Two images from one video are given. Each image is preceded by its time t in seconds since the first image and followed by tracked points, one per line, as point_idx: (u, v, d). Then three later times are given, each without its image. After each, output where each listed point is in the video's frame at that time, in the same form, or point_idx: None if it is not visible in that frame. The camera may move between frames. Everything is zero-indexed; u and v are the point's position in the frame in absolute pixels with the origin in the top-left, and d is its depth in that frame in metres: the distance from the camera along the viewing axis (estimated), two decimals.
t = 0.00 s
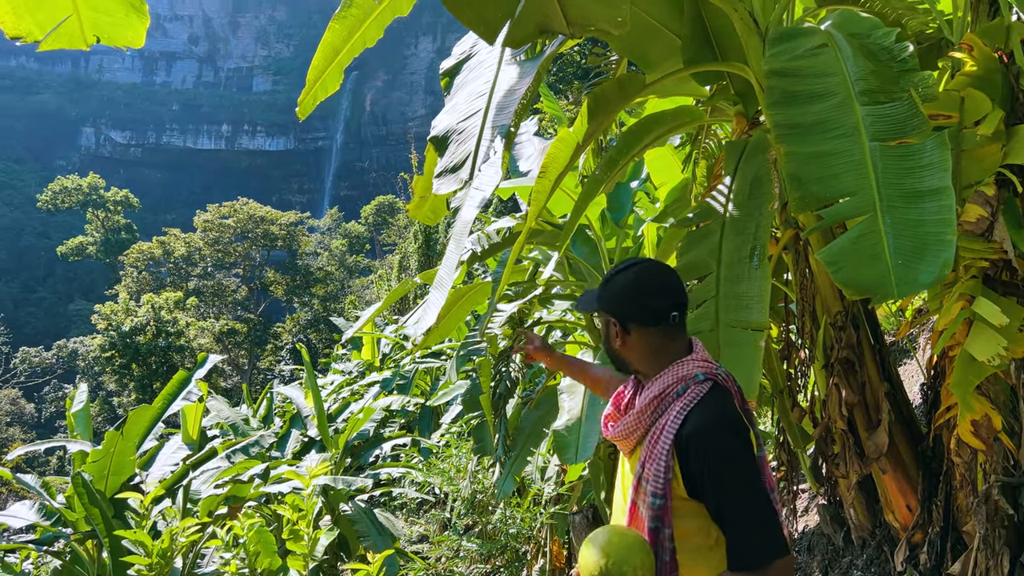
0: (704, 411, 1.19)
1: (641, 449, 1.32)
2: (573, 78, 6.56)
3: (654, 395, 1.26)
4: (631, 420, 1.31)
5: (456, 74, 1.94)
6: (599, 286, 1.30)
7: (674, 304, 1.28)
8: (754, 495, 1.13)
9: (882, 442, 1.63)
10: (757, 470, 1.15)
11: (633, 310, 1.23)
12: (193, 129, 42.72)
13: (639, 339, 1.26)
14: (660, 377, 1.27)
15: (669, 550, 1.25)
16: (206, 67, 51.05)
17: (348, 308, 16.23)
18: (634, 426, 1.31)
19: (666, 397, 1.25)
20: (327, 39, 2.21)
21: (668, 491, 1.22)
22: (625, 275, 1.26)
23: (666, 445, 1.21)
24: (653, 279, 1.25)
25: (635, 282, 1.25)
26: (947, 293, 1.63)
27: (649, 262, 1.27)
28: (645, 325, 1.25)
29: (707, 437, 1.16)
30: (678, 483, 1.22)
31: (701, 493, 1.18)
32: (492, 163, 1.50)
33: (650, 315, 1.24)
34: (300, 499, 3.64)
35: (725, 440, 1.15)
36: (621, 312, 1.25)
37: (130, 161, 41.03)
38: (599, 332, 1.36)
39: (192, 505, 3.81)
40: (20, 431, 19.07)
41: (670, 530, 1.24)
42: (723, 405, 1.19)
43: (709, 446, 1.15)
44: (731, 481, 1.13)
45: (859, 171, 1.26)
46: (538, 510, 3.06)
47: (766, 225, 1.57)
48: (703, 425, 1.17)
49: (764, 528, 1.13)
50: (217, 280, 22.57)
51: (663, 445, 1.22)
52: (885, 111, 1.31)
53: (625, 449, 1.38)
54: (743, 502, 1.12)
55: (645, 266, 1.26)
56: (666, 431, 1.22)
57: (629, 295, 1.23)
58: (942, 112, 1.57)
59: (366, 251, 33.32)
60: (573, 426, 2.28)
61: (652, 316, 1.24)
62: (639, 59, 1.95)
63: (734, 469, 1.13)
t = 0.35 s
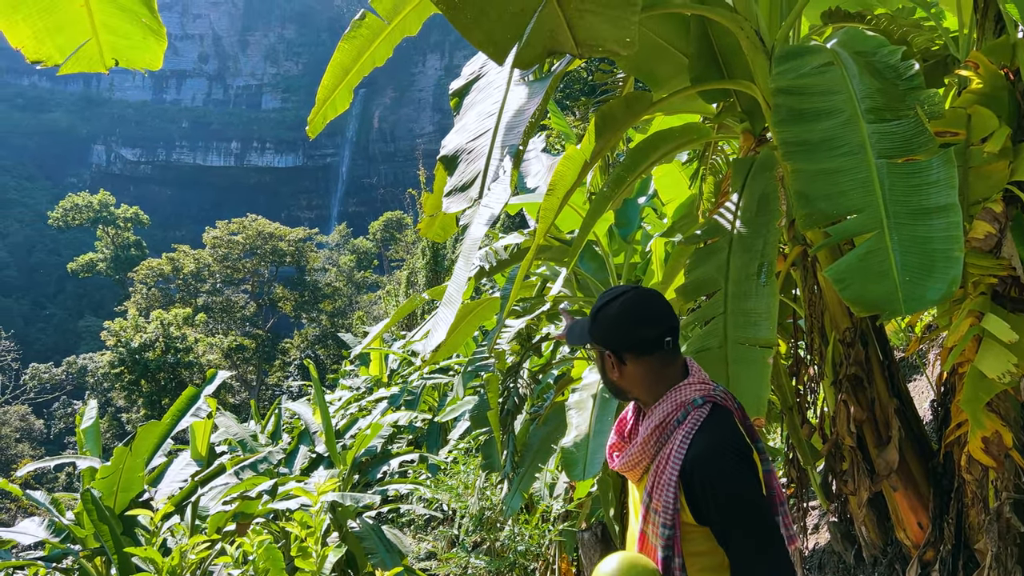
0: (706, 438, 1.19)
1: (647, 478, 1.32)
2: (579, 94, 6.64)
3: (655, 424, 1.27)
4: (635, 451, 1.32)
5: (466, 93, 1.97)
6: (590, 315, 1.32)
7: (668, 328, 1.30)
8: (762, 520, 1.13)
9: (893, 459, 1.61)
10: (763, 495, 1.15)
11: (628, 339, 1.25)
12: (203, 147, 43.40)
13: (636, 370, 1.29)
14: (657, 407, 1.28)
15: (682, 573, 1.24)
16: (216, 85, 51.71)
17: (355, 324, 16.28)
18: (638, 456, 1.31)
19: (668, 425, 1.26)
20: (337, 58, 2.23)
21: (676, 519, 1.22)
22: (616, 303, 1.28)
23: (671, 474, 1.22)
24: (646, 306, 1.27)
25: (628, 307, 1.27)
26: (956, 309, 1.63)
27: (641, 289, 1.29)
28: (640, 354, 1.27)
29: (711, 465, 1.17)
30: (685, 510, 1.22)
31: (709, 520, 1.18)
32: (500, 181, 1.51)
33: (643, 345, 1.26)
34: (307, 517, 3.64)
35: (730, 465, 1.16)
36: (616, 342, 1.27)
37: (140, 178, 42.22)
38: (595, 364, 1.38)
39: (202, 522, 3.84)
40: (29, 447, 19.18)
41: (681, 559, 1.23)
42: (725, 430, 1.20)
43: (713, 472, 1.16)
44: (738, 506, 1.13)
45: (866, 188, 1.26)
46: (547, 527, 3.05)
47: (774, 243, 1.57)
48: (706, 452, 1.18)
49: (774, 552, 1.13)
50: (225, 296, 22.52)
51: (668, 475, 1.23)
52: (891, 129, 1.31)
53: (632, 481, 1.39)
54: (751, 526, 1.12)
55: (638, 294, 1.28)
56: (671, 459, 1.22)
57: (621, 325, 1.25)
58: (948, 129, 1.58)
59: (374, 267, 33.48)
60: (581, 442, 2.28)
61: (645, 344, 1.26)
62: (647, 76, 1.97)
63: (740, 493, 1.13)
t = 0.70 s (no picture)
0: (710, 458, 1.19)
1: (654, 500, 1.32)
2: (586, 109, 6.68)
3: (659, 446, 1.28)
4: (641, 473, 1.32)
5: (473, 108, 1.99)
6: (589, 339, 1.34)
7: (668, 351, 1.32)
8: (770, 540, 1.12)
9: (903, 476, 1.59)
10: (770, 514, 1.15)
11: (628, 362, 1.27)
12: (212, 162, 43.76)
13: (637, 392, 1.30)
14: (658, 429, 1.29)
15: None
16: (226, 101, 52.28)
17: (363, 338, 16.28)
18: (643, 479, 1.32)
19: (672, 447, 1.27)
20: (345, 73, 2.25)
21: (681, 540, 1.22)
22: (616, 325, 1.31)
23: (675, 495, 1.22)
24: (645, 329, 1.29)
25: (628, 330, 1.29)
26: (967, 324, 1.61)
27: (638, 311, 1.31)
28: (641, 377, 1.29)
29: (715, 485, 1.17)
30: (689, 531, 1.22)
31: (714, 540, 1.18)
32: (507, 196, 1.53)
33: (643, 367, 1.27)
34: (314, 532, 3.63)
35: (735, 484, 1.15)
36: (616, 364, 1.28)
37: (150, 193, 42.87)
38: (596, 387, 1.39)
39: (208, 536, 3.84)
40: (37, 461, 19.22)
41: None
42: (728, 449, 1.20)
43: (717, 493, 1.16)
44: (742, 526, 1.12)
45: (872, 203, 1.26)
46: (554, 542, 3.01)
47: (783, 257, 1.56)
48: (710, 473, 1.18)
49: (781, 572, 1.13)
50: (234, 310, 22.64)
51: (673, 496, 1.23)
52: (900, 143, 1.31)
53: (639, 504, 1.39)
54: (757, 544, 1.12)
55: (636, 318, 1.31)
56: (677, 480, 1.22)
57: (621, 349, 1.27)
58: (957, 143, 1.58)
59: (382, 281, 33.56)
60: (588, 457, 2.26)
61: (645, 366, 1.28)
62: (654, 91, 1.98)
63: (745, 510, 1.13)
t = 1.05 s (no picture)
0: (723, 476, 1.19)
1: (665, 520, 1.32)
2: (592, 120, 6.70)
3: (670, 466, 1.27)
4: (652, 493, 1.31)
5: (482, 120, 2.00)
6: (594, 358, 1.34)
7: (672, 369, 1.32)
8: (786, 556, 1.12)
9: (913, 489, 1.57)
10: (783, 529, 1.15)
11: (634, 382, 1.28)
12: (219, 172, 44.01)
13: (644, 412, 1.31)
14: (666, 449, 1.29)
15: None
16: (233, 112, 52.67)
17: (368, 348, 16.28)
18: (656, 499, 1.31)
19: (683, 465, 1.26)
20: (354, 85, 2.28)
21: (696, 560, 1.21)
22: (620, 346, 1.31)
23: (689, 514, 1.21)
24: (649, 349, 1.30)
25: (632, 352, 1.29)
26: (976, 338, 1.61)
27: (642, 330, 1.32)
28: (648, 398, 1.29)
29: (727, 505, 1.16)
30: (704, 549, 1.21)
31: (729, 558, 1.17)
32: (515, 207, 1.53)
33: (650, 386, 1.28)
34: (319, 544, 3.62)
35: (747, 499, 1.15)
36: (622, 383, 1.29)
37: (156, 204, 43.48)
38: (601, 407, 1.40)
39: (213, 546, 3.83)
40: (42, 470, 19.27)
41: None
42: (738, 466, 1.20)
43: (731, 511, 1.15)
44: (756, 542, 1.12)
45: (882, 216, 1.26)
46: (558, 554, 3.00)
47: (792, 269, 1.56)
48: (724, 490, 1.17)
49: None
50: (239, 320, 22.67)
51: (686, 516, 1.22)
52: (909, 156, 1.32)
53: (648, 526, 1.38)
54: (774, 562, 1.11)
55: (640, 336, 1.32)
56: (689, 499, 1.22)
57: (627, 368, 1.28)
58: (966, 156, 1.58)
59: (388, 291, 33.66)
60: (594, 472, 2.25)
61: (652, 386, 1.28)
62: (661, 103, 1.99)
63: (761, 527, 1.12)
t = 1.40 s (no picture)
0: (735, 475, 1.20)
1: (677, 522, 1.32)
2: (598, 126, 6.72)
3: (682, 468, 1.27)
4: (664, 495, 1.31)
5: (491, 126, 2.01)
6: (605, 362, 1.35)
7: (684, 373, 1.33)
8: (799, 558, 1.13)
9: (921, 497, 1.56)
10: (794, 533, 1.15)
11: (647, 384, 1.28)
12: (225, 176, 44.20)
13: (656, 413, 1.31)
14: (678, 451, 1.29)
15: None
16: (240, 117, 52.94)
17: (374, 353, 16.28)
18: (667, 502, 1.31)
19: (695, 467, 1.26)
20: (360, 88, 2.29)
21: (710, 560, 1.21)
22: (633, 349, 1.31)
23: (703, 515, 1.21)
24: (665, 353, 1.30)
25: (646, 355, 1.29)
26: (985, 344, 1.61)
27: (652, 333, 1.33)
28: (660, 400, 1.30)
29: (738, 504, 1.17)
30: (718, 550, 1.21)
31: (741, 559, 1.18)
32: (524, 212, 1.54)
33: (664, 388, 1.28)
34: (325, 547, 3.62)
35: (760, 503, 1.16)
36: (630, 385, 1.29)
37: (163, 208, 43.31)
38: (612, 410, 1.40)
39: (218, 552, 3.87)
40: (47, 473, 19.31)
41: None
42: (749, 469, 1.20)
43: (744, 509, 1.16)
44: (769, 543, 1.13)
45: (891, 223, 1.26)
46: (564, 560, 2.99)
47: (799, 275, 1.56)
48: (735, 488, 1.18)
49: None
50: (245, 324, 22.71)
51: (698, 517, 1.23)
52: (917, 163, 1.31)
53: (660, 530, 1.38)
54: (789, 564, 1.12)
55: (651, 340, 1.32)
56: (702, 500, 1.22)
57: (639, 370, 1.28)
58: (975, 163, 1.58)
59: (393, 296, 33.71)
60: (602, 480, 2.24)
61: (664, 388, 1.29)
62: (668, 109, 1.99)
63: (772, 524, 1.14)
